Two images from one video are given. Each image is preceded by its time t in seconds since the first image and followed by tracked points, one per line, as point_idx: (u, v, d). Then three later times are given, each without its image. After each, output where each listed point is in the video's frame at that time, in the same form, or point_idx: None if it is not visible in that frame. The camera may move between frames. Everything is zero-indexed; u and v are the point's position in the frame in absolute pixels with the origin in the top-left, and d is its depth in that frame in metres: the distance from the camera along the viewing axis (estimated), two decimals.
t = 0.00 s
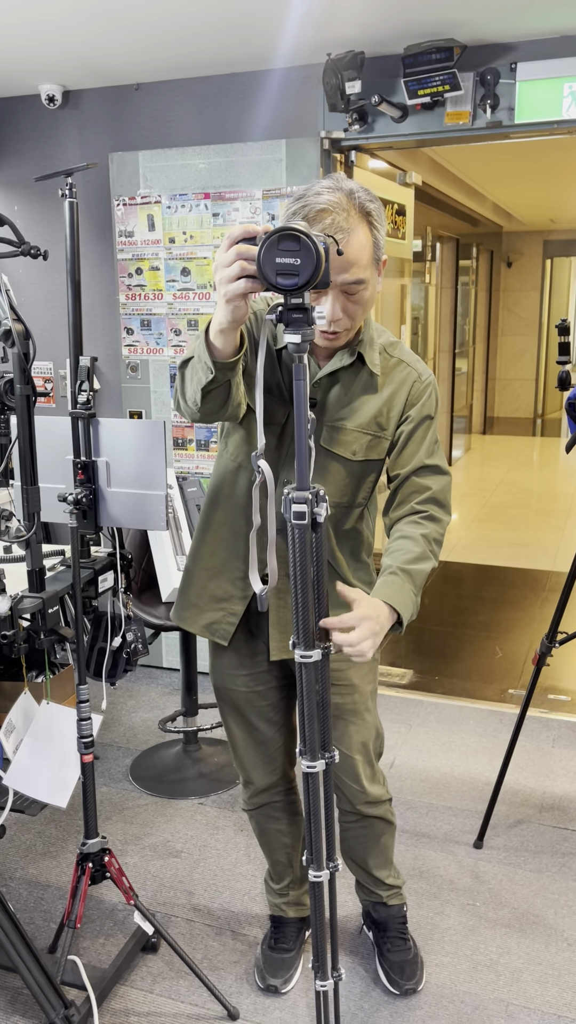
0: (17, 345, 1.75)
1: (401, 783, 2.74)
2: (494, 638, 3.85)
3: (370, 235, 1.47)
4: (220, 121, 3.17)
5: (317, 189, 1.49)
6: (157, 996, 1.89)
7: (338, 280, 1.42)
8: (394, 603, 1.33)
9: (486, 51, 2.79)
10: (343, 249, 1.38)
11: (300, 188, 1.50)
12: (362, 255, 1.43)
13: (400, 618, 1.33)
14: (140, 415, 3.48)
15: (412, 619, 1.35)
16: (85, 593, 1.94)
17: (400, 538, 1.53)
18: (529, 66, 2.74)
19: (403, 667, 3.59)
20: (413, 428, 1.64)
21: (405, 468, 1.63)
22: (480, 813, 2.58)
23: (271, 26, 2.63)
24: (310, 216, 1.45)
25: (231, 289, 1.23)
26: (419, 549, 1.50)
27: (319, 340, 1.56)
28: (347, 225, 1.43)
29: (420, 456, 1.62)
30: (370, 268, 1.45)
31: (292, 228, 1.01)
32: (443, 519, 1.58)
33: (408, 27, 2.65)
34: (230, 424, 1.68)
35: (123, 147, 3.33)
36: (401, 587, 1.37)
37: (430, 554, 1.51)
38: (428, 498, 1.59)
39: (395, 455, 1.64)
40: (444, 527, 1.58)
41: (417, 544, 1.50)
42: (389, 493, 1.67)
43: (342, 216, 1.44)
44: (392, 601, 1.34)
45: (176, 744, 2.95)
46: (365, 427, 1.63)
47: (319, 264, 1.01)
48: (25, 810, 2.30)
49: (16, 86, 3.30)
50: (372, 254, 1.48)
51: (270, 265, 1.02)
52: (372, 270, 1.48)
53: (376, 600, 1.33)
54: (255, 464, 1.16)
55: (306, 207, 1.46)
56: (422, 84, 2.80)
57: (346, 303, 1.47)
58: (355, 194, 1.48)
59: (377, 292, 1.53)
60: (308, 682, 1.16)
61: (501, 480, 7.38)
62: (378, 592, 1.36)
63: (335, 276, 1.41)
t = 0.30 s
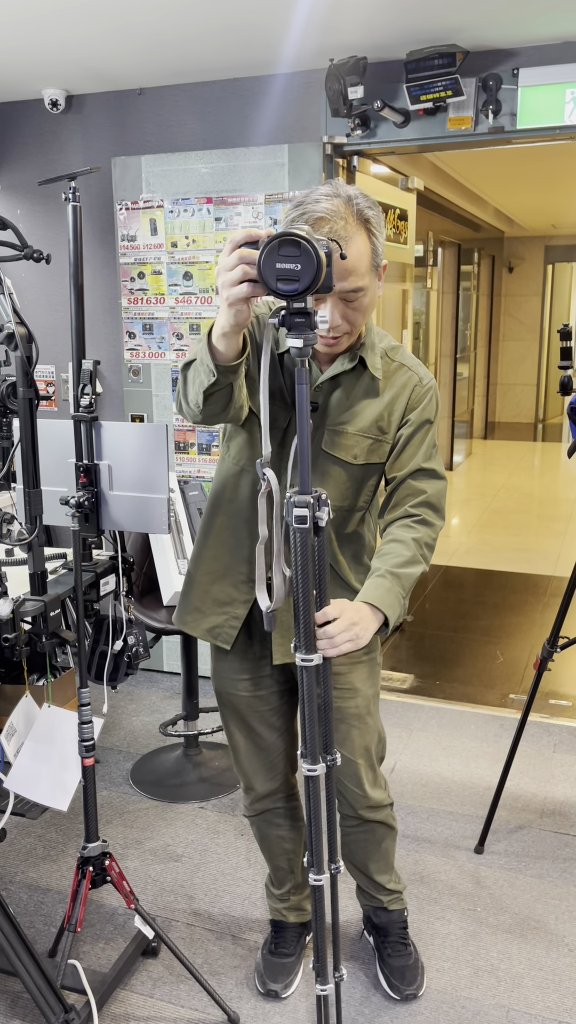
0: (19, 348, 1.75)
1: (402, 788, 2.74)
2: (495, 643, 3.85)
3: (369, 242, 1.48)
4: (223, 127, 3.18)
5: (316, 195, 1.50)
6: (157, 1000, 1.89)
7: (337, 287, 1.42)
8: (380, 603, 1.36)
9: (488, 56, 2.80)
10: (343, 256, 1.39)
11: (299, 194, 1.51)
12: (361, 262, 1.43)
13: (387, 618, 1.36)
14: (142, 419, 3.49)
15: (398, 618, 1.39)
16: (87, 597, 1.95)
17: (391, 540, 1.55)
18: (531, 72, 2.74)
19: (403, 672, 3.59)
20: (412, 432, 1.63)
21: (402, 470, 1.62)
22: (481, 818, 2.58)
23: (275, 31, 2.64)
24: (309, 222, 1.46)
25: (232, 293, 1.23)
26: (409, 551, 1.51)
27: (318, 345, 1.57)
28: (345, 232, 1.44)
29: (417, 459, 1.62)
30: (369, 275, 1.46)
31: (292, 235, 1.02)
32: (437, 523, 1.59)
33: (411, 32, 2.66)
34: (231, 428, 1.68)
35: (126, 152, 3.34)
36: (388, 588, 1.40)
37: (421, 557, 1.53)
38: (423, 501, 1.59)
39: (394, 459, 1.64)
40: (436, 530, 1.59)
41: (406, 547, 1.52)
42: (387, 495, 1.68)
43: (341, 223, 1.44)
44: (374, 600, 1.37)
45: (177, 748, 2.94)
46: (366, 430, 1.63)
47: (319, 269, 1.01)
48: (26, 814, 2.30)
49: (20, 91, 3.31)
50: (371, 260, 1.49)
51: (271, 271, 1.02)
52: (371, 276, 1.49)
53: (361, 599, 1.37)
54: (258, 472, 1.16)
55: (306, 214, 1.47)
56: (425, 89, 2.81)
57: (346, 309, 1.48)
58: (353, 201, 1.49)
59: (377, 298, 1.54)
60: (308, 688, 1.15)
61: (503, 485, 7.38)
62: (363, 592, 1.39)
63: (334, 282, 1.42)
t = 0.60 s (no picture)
0: (22, 352, 1.75)
1: (402, 792, 2.74)
2: (495, 647, 3.85)
3: (364, 249, 1.49)
4: (225, 131, 3.19)
5: (312, 202, 1.50)
6: (157, 1005, 1.88)
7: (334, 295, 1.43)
8: (383, 603, 1.42)
9: (489, 62, 2.81)
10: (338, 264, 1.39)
11: (295, 201, 1.51)
12: (358, 269, 1.44)
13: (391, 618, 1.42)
14: (143, 422, 3.49)
15: (401, 617, 1.44)
16: (88, 600, 1.94)
17: (392, 542, 1.58)
18: (532, 78, 2.75)
19: (403, 676, 3.59)
20: (411, 434, 1.63)
21: (402, 471, 1.63)
22: (482, 823, 2.58)
23: (277, 36, 2.64)
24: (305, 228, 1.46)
25: (236, 297, 1.24)
26: (410, 552, 1.55)
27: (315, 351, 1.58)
28: (341, 240, 1.46)
29: (417, 460, 1.63)
30: (365, 282, 1.46)
31: (296, 242, 1.02)
32: (437, 525, 1.62)
33: (412, 38, 2.67)
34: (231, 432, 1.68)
35: (128, 156, 3.34)
36: (390, 589, 1.44)
37: (421, 557, 1.56)
38: (423, 503, 1.62)
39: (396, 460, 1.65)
40: (437, 529, 1.62)
41: (409, 548, 1.55)
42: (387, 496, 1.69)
43: (336, 231, 1.45)
44: (376, 599, 1.42)
45: (177, 752, 2.94)
46: (366, 432, 1.63)
47: (323, 276, 1.02)
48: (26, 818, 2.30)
49: (22, 94, 3.32)
50: (367, 267, 1.49)
51: (276, 278, 1.03)
52: (368, 283, 1.49)
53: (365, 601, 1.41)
54: (264, 477, 1.19)
55: (302, 222, 1.47)
56: (427, 95, 2.81)
57: (343, 316, 1.48)
58: (348, 208, 1.49)
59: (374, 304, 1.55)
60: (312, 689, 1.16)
61: (503, 489, 7.39)
62: (367, 593, 1.43)
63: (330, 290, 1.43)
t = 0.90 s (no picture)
0: (23, 354, 1.75)
1: (402, 795, 2.74)
2: (495, 650, 3.85)
3: (364, 252, 1.49)
4: (226, 134, 3.19)
5: (311, 206, 1.50)
6: (156, 1007, 1.88)
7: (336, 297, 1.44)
8: (391, 590, 1.45)
9: (490, 65, 2.82)
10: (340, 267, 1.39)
11: (294, 206, 1.51)
12: (359, 272, 1.45)
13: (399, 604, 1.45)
14: (143, 424, 3.49)
15: (408, 605, 1.47)
16: (88, 602, 1.94)
17: (400, 534, 1.60)
18: (532, 81, 2.76)
19: (403, 679, 3.58)
20: (415, 429, 1.65)
21: (408, 467, 1.65)
22: (481, 826, 2.57)
23: (278, 38, 2.64)
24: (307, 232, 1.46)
25: (240, 304, 1.26)
26: (418, 544, 1.57)
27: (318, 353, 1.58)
28: (341, 244, 1.46)
29: (423, 455, 1.65)
30: (366, 284, 1.47)
31: (299, 255, 1.05)
32: (445, 517, 1.63)
33: (413, 42, 2.68)
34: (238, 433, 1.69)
35: (129, 158, 3.35)
36: (399, 578, 1.48)
37: (429, 549, 1.59)
38: (431, 496, 1.64)
39: (402, 455, 1.66)
40: (445, 522, 1.64)
41: (417, 539, 1.58)
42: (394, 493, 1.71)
43: (337, 235, 1.45)
44: (385, 588, 1.45)
45: (176, 754, 2.94)
46: (372, 429, 1.64)
47: (326, 288, 1.05)
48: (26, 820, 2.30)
49: (23, 97, 3.32)
50: (368, 270, 1.50)
51: (279, 290, 1.06)
52: (369, 285, 1.50)
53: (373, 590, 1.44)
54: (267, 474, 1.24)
55: (302, 226, 1.47)
56: (427, 98, 2.82)
57: (345, 317, 1.49)
58: (348, 212, 1.50)
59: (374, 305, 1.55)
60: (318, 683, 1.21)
61: (502, 491, 7.39)
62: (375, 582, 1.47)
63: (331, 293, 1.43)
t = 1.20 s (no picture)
0: (23, 355, 1.75)
1: (400, 795, 2.74)
2: (493, 651, 3.86)
3: (376, 252, 1.52)
4: (226, 134, 3.20)
5: (324, 209, 1.53)
6: (154, 1009, 1.88)
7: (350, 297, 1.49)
8: (405, 576, 1.53)
9: (490, 67, 2.82)
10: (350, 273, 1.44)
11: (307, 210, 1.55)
12: (368, 275, 1.49)
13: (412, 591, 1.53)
14: (142, 424, 3.49)
15: (422, 591, 1.55)
16: (87, 603, 1.93)
17: (417, 523, 1.67)
18: (532, 83, 2.76)
19: (402, 680, 3.59)
20: (433, 422, 1.71)
21: (427, 460, 1.72)
22: (480, 827, 2.58)
23: (278, 39, 2.64)
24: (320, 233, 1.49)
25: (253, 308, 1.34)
26: (434, 533, 1.64)
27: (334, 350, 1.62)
28: (353, 246, 1.48)
29: (441, 447, 1.71)
30: (377, 286, 1.51)
31: (307, 263, 1.12)
32: (462, 508, 1.70)
33: (413, 43, 2.68)
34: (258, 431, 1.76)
35: (129, 159, 3.35)
36: (414, 565, 1.55)
37: (445, 537, 1.65)
38: (448, 487, 1.70)
39: (420, 448, 1.73)
40: (461, 512, 1.70)
41: (432, 528, 1.65)
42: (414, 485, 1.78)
43: (348, 238, 1.48)
44: (400, 573, 1.53)
45: (175, 755, 2.94)
46: (392, 423, 1.71)
47: (333, 295, 1.12)
48: (24, 821, 2.29)
49: (22, 97, 3.32)
50: (380, 271, 1.53)
51: (289, 298, 1.13)
52: (381, 285, 1.54)
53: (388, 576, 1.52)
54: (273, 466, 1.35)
55: (315, 230, 1.50)
56: (427, 99, 2.83)
57: (359, 316, 1.54)
58: (360, 214, 1.53)
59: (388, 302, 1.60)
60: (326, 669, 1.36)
61: (500, 493, 7.40)
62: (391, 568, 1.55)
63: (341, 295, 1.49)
